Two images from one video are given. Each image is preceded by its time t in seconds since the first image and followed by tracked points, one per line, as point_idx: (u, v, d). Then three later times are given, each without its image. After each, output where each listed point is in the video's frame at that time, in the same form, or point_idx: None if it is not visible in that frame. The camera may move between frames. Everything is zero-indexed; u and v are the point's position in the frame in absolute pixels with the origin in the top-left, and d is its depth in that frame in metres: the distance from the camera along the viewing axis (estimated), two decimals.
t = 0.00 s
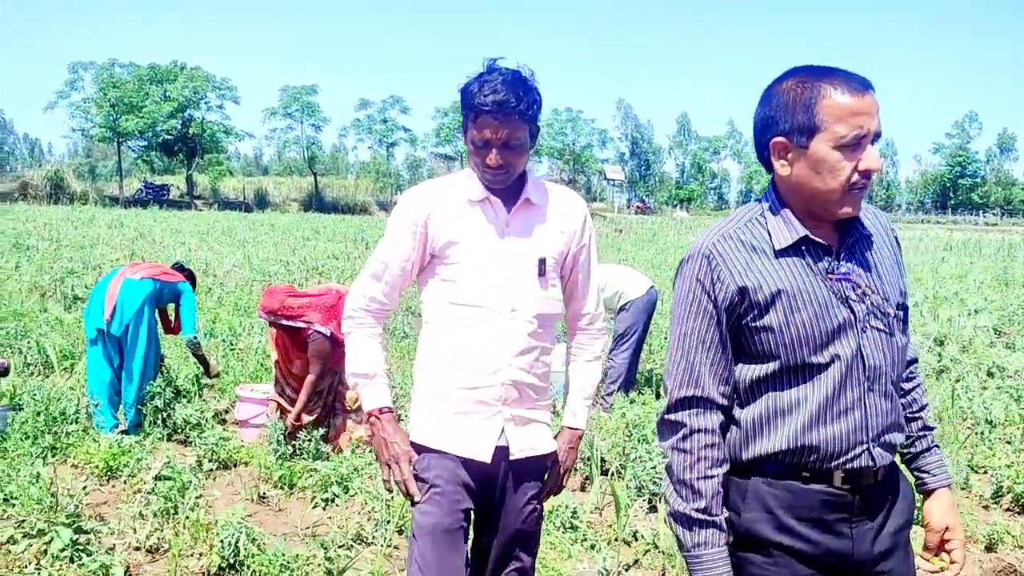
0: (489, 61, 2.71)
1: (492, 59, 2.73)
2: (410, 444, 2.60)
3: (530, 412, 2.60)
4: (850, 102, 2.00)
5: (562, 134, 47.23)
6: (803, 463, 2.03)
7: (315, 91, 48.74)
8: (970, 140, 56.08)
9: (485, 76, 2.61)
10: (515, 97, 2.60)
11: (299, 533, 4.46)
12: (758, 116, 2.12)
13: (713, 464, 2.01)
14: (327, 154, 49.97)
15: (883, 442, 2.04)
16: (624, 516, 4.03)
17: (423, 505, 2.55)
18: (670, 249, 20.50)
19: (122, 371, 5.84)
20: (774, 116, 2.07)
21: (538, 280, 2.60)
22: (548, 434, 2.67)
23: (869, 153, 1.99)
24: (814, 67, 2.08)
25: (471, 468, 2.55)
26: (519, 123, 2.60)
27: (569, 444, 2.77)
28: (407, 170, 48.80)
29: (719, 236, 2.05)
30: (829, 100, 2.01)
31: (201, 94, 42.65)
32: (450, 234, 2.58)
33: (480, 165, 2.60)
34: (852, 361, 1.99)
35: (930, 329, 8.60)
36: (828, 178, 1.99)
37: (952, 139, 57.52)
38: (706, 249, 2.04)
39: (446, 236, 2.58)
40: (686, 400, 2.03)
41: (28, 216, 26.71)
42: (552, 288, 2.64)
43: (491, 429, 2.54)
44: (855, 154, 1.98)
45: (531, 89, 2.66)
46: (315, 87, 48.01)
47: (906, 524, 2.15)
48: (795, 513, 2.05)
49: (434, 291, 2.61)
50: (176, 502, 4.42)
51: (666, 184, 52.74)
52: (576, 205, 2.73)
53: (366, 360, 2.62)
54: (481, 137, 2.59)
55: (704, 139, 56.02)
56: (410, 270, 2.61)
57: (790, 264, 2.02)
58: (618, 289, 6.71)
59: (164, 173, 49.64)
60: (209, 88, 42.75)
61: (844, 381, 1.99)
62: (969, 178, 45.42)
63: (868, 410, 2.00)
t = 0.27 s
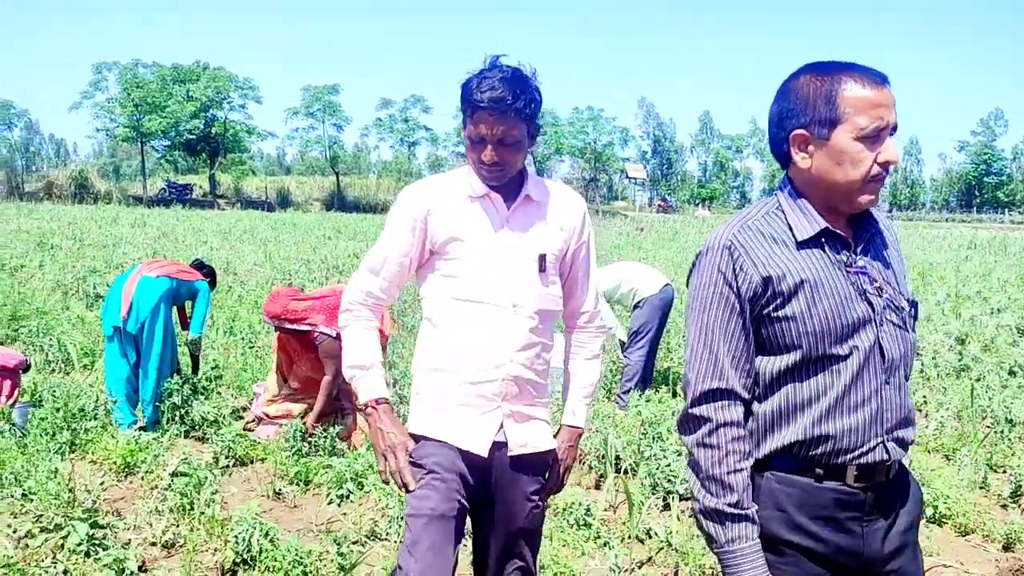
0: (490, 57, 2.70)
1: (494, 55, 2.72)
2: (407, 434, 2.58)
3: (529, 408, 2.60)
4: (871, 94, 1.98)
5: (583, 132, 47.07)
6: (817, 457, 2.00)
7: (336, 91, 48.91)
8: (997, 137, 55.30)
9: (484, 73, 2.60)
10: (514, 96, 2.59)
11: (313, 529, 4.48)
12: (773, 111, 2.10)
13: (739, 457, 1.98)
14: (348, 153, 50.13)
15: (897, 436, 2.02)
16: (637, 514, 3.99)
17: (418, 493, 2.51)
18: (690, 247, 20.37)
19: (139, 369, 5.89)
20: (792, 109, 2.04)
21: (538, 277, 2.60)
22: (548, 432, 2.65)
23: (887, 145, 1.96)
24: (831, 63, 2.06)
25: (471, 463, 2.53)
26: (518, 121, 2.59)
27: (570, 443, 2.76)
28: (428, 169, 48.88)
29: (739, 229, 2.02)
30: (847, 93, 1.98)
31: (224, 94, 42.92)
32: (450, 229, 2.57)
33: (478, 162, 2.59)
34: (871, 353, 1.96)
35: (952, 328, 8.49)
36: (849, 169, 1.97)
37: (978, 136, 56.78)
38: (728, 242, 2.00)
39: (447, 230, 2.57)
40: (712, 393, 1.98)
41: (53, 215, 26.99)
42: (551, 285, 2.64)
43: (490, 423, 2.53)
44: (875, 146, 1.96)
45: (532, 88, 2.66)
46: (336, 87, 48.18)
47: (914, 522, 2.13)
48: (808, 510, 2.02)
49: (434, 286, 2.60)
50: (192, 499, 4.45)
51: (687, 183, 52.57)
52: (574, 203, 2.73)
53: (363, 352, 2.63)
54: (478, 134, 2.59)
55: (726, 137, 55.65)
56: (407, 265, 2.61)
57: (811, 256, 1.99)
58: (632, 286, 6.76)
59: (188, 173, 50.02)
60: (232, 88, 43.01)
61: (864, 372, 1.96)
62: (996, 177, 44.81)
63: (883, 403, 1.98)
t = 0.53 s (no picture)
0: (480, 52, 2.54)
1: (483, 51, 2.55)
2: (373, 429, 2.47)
3: (506, 413, 2.43)
4: (895, 94, 1.96)
5: (602, 134, 46.92)
6: (823, 452, 1.98)
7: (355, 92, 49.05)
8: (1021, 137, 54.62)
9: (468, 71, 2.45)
10: (498, 93, 2.43)
11: (325, 527, 4.49)
12: (792, 107, 2.05)
13: (747, 451, 1.94)
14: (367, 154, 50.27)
15: (903, 432, 2.01)
16: (647, 513, 3.98)
17: (366, 485, 2.41)
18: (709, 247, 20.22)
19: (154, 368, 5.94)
20: (815, 105, 1.99)
21: (517, 278, 2.42)
22: (524, 437, 2.47)
23: (910, 145, 1.95)
24: (854, 60, 2.02)
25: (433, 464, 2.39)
26: (502, 121, 2.43)
27: (556, 447, 2.55)
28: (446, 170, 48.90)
29: (752, 221, 1.98)
30: (872, 90, 1.95)
31: (243, 96, 43.13)
32: (428, 226, 2.42)
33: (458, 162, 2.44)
34: (880, 350, 1.95)
35: (970, 329, 8.42)
36: (874, 168, 1.95)
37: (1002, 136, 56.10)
38: (742, 235, 1.96)
39: (425, 228, 2.42)
40: (724, 387, 1.93)
41: (74, 216, 27.21)
42: (533, 287, 2.45)
43: (458, 426, 2.39)
44: (900, 146, 1.94)
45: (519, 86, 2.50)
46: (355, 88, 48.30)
47: (916, 518, 2.13)
48: (812, 505, 2.01)
49: (412, 284, 2.46)
50: (204, 496, 4.48)
51: (707, 184, 51.91)
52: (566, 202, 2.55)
53: (337, 341, 2.49)
54: (458, 133, 2.43)
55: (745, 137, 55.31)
56: (386, 260, 2.47)
57: (825, 253, 1.95)
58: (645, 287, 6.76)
59: (208, 174, 50.34)
60: (251, 90, 43.23)
61: (874, 369, 1.94)
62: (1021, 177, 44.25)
63: (891, 401, 1.97)
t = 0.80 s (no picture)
0: (408, 61, 2.35)
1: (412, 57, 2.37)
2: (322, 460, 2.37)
3: (459, 436, 2.30)
4: (902, 96, 1.94)
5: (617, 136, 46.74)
6: (821, 450, 1.98)
7: (370, 95, 49.16)
8: None
9: (394, 85, 2.28)
10: (426, 108, 2.26)
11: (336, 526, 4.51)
12: (800, 106, 2.04)
13: (747, 446, 1.93)
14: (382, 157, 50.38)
15: (901, 433, 2.00)
16: (657, 513, 3.96)
17: (315, 517, 2.34)
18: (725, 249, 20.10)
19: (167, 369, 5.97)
20: (822, 106, 1.99)
21: (463, 295, 2.28)
22: (484, 454, 2.35)
23: (916, 146, 1.93)
24: (864, 61, 2.01)
25: (387, 494, 2.29)
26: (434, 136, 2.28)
27: (523, 460, 2.43)
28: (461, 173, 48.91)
29: (754, 220, 1.97)
30: (879, 90, 1.94)
31: (259, 99, 43.29)
32: (366, 247, 2.30)
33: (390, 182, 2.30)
34: (880, 351, 1.94)
35: (985, 331, 8.35)
36: (879, 169, 1.93)
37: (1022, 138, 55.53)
38: (745, 231, 1.95)
39: (363, 249, 2.30)
40: (724, 382, 1.92)
41: (91, 219, 27.40)
42: (482, 300, 2.32)
43: (408, 455, 2.27)
44: (904, 148, 1.93)
45: (450, 92, 2.33)
46: (369, 91, 48.40)
47: (916, 516, 2.13)
48: (810, 502, 2.01)
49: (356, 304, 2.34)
50: (215, 496, 4.50)
51: (723, 186, 51.31)
52: (511, 205, 2.40)
53: (283, 367, 2.40)
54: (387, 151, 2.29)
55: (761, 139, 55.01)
56: (328, 281, 2.36)
57: (827, 253, 1.94)
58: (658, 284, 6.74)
59: (223, 178, 50.58)
60: (266, 93, 43.37)
61: (874, 369, 1.93)
62: None
63: (891, 401, 1.96)
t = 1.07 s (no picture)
0: (226, 84, 2.22)
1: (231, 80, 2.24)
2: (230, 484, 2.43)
3: (358, 450, 2.27)
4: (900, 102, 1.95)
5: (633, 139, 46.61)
6: (825, 453, 1.99)
7: (387, 99, 49.34)
8: None
9: (215, 112, 2.13)
10: (251, 130, 2.09)
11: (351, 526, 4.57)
12: (804, 115, 2.06)
13: (751, 449, 1.95)
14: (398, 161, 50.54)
15: (906, 436, 2.00)
16: (669, 516, 3.99)
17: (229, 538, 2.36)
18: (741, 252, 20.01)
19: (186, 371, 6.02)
20: (823, 114, 2.00)
21: (339, 312, 2.22)
22: (397, 463, 2.32)
23: (915, 153, 1.93)
24: (865, 69, 2.02)
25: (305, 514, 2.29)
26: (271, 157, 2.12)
27: (449, 454, 2.39)
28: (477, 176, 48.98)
29: (757, 226, 1.99)
30: (875, 99, 1.95)
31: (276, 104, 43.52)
32: (233, 274, 2.27)
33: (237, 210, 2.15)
34: (883, 356, 1.95)
35: (1003, 334, 8.29)
36: (877, 175, 1.94)
37: None
38: (748, 238, 1.97)
39: (231, 276, 2.27)
40: (727, 386, 1.95)
41: (110, 223, 27.65)
42: (365, 309, 2.25)
43: (305, 480, 2.27)
44: (901, 154, 1.92)
45: (276, 106, 2.18)
46: (386, 95, 48.57)
47: (923, 518, 2.14)
48: (814, 502, 2.03)
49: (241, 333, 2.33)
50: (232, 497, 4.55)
51: (740, 189, 50.97)
52: (386, 198, 2.30)
53: (182, 397, 2.44)
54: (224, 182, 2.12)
55: (779, 141, 54.72)
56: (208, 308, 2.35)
57: (830, 258, 1.96)
58: (671, 287, 6.77)
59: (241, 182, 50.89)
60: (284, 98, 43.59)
61: (877, 373, 1.94)
62: None
63: (893, 406, 1.96)
